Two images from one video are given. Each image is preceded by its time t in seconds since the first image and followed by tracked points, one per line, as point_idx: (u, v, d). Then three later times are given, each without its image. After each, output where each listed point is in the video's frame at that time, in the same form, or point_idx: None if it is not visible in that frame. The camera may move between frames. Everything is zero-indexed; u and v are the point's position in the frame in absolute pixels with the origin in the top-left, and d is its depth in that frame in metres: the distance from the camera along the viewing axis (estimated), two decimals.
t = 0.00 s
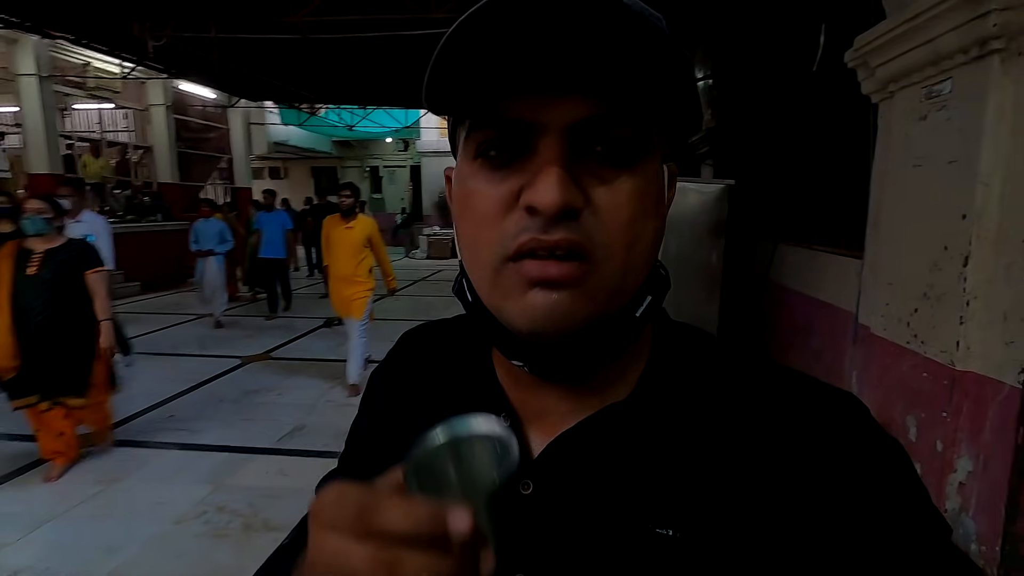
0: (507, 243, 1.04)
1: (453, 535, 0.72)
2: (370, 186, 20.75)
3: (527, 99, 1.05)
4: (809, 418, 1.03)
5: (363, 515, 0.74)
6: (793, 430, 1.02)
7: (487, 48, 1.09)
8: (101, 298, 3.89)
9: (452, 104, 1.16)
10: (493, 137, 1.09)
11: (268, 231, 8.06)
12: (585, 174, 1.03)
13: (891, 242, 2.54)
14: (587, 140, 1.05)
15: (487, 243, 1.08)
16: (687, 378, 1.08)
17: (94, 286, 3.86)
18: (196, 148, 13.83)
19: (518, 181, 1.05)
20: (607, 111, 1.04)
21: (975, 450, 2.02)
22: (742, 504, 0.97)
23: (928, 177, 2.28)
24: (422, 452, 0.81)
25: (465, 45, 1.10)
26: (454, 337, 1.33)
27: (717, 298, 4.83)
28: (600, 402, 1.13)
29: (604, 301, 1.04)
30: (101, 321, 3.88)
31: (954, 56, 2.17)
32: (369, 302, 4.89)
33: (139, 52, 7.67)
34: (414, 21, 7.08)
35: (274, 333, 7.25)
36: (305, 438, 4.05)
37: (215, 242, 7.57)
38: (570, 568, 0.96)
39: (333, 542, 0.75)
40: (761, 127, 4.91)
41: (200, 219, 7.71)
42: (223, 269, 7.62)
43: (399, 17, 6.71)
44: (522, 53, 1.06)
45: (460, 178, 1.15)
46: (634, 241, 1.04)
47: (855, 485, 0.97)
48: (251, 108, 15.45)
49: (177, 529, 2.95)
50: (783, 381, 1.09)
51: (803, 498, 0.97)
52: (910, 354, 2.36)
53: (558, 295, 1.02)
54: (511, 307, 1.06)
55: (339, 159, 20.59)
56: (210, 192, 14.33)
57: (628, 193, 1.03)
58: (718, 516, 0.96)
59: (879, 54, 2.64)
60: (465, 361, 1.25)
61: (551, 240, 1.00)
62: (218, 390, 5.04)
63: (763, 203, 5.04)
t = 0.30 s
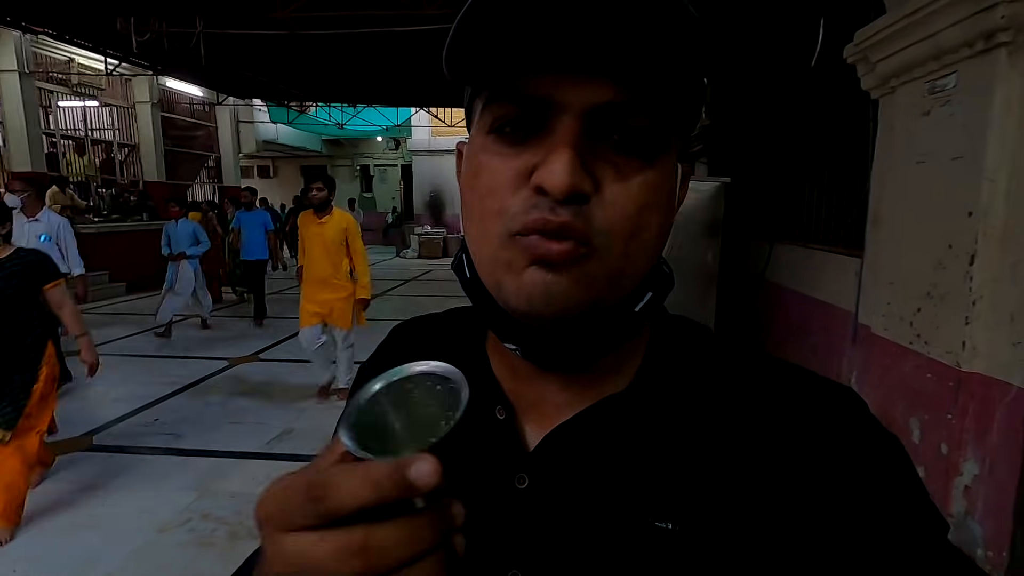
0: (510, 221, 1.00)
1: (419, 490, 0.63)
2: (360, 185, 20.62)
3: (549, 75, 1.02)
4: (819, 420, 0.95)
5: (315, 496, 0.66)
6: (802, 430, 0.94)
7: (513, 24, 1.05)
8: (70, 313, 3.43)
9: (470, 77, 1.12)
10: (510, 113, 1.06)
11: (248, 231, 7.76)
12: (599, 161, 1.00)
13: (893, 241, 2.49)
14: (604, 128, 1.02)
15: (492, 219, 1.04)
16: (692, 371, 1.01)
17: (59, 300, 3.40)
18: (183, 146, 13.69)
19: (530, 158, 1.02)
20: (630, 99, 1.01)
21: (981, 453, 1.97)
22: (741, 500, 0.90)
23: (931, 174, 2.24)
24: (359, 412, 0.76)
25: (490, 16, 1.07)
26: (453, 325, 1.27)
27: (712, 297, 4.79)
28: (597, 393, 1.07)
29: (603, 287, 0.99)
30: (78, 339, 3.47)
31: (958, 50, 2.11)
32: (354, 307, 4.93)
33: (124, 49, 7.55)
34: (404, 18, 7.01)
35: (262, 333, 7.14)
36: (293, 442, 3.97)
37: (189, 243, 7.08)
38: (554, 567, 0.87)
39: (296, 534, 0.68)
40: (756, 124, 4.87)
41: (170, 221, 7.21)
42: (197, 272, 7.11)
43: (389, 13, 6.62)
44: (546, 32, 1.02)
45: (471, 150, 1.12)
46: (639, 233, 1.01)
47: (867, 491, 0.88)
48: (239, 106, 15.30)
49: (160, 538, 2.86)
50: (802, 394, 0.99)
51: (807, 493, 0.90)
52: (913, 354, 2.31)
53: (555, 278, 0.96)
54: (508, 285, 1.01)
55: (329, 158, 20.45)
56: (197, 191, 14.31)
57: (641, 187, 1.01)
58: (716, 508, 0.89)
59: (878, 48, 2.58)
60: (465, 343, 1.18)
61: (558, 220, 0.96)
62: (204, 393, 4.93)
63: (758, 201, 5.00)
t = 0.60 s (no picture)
0: (509, 222, 0.95)
1: (407, 411, 0.73)
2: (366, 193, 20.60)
3: (546, 76, 0.96)
4: (819, 425, 0.98)
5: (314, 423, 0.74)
6: (801, 434, 0.97)
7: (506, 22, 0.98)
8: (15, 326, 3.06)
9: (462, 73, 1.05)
10: (502, 114, 0.99)
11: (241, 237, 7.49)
12: (598, 162, 0.94)
13: (914, 253, 2.39)
14: (601, 127, 0.96)
15: (489, 219, 0.98)
16: (690, 373, 1.02)
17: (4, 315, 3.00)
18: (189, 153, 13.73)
19: (525, 162, 0.96)
20: (625, 100, 0.95)
21: (1013, 481, 1.85)
22: (738, 501, 0.93)
23: (958, 183, 2.13)
24: (381, 368, 0.82)
25: (484, 15, 1.01)
26: (452, 329, 1.21)
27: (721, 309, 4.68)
28: (597, 390, 1.04)
29: (606, 288, 0.95)
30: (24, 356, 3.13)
31: (987, 54, 2.03)
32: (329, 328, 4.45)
33: (131, 54, 7.55)
34: (411, 25, 6.98)
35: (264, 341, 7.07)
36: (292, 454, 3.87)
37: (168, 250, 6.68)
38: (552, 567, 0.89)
39: (291, 464, 0.75)
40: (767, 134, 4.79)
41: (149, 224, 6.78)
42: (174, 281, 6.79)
43: (395, 20, 6.59)
44: (540, 31, 0.96)
45: (464, 152, 1.05)
46: (641, 232, 0.96)
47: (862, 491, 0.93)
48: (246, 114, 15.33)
49: (151, 554, 2.76)
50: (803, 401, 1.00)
51: (798, 500, 0.93)
52: (937, 373, 2.20)
53: (557, 280, 0.92)
54: (508, 286, 0.96)
55: (335, 166, 20.46)
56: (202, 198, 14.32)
57: (642, 188, 0.95)
58: (719, 509, 0.92)
59: (899, 55, 2.49)
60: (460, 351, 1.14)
61: (558, 224, 0.91)
62: (203, 401, 4.85)
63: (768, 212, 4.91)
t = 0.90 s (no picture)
0: (480, 232, 0.88)
1: (394, 426, 0.70)
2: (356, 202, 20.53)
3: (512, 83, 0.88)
4: (837, 418, 0.88)
5: (315, 422, 0.73)
6: (815, 428, 0.87)
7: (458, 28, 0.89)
8: None
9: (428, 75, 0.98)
10: (469, 124, 0.92)
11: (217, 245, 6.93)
12: (562, 171, 0.85)
13: (914, 265, 2.35)
14: (564, 136, 0.86)
15: (466, 228, 0.92)
16: (697, 359, 0.93)
17: None
18: (177, 158, 13.62)
19: (493, 172, 0.88)
20: (584, 105, 0.86)
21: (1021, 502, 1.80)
22: (757, 501, 0.83)
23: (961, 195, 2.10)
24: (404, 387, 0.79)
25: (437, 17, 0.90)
26: (455, 323, 1.12)
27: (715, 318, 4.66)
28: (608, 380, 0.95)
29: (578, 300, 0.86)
30: None
31: (989, 64, 1.99)
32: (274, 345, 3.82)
33: (120, 58, 7.49)
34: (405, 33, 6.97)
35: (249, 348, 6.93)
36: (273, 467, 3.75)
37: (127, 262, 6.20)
38: (578, 566, 0.80)
39: (287, 462, 0.74)
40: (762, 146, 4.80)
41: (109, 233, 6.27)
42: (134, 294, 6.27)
43: (387, 27, 6.56)
44: (502, 39, 0.86)
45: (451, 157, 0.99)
46: (617, 241, 0.85)
47: (886, 493, 0.82)
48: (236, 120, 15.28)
49: (120, 571, 2.64)
50: (821, 397, 0.90)
51: (826, 501, 0.83)
52: (939, 388, 2.16)
53: (530, 290, 0.84)
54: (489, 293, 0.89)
55: (325, 174, 20.37)
56: (189, 204, 14.18)
57: (611, 192, 0.84)
58: (734, 497, 0.83)
59: (898, 66, 2.47)
60: (461, 344, 1.06)
61: (522, 237, 0.83)
62: (183, 411, 4.71)
63: (762, 224, 4.88)
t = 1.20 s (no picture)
0: (507, 243, 0.85)
1: (407, 458, 0.68)
2: (348, 222, 20.52)
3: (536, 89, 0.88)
4: (838, 423, 0.87)
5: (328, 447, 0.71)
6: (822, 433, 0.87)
7: (476, 48, 0.92)
8: None
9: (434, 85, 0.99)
10: (491, 132, 0.90)
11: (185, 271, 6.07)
12: (592, 175, 0.85)
13: (903, 283, 2.38)
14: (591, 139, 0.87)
15: (488, 243, 0.89)
16: (699, 361, 0.94)
17: None
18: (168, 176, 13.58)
19: (522, 181, 0.87)
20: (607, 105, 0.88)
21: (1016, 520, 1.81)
22: (753, 498, 0.83)
23: (947, 214, 2.13)
24: (404, 407, 0.78)
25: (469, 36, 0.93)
26: (460, 330, 1.12)
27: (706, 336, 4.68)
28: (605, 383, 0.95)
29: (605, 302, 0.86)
30: None
31: (972, 88, 2.03)
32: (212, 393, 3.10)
33: (114, 76, 7.51)
34: (399, 55, 7.05)
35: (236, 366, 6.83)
36: (258, 488, 3.67)
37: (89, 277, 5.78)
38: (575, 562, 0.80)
39: (300, 485, 0.72)
40: (752, 169, 4.87)
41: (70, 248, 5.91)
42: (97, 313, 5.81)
43: (381, 48, 6.64)
44: (520, 42, 0.90)
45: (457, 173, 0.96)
46: (642, 242, 0.86)
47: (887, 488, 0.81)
48: (228, 140, 15.30)
49: None
50: (829, 399, 0.90)
51: (814, 497, 0.83)
52: (930, 407, 2.16)
53: (562, 299, 0.83)
54: (514, 306, 0.87)
55: (317, 194, 20.39)
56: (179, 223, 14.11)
57: (636, 194, 0.85)
58: (727, 494, 0.83)
59: (884, 89, 2.51)
60: (461, 350, 1.06)
61: (556, 243, 0.82)
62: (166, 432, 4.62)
63: (753, 245, 4.92)
